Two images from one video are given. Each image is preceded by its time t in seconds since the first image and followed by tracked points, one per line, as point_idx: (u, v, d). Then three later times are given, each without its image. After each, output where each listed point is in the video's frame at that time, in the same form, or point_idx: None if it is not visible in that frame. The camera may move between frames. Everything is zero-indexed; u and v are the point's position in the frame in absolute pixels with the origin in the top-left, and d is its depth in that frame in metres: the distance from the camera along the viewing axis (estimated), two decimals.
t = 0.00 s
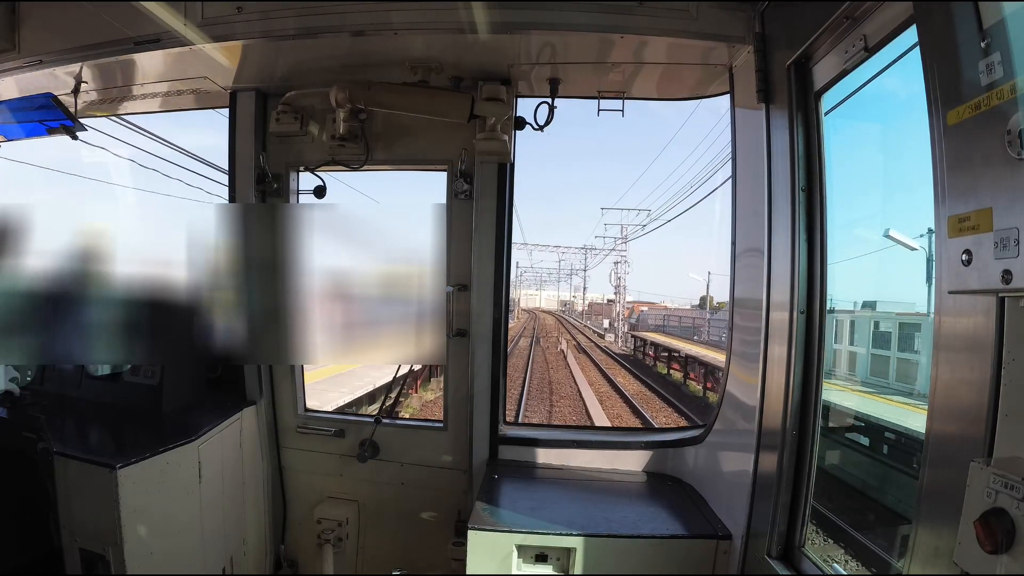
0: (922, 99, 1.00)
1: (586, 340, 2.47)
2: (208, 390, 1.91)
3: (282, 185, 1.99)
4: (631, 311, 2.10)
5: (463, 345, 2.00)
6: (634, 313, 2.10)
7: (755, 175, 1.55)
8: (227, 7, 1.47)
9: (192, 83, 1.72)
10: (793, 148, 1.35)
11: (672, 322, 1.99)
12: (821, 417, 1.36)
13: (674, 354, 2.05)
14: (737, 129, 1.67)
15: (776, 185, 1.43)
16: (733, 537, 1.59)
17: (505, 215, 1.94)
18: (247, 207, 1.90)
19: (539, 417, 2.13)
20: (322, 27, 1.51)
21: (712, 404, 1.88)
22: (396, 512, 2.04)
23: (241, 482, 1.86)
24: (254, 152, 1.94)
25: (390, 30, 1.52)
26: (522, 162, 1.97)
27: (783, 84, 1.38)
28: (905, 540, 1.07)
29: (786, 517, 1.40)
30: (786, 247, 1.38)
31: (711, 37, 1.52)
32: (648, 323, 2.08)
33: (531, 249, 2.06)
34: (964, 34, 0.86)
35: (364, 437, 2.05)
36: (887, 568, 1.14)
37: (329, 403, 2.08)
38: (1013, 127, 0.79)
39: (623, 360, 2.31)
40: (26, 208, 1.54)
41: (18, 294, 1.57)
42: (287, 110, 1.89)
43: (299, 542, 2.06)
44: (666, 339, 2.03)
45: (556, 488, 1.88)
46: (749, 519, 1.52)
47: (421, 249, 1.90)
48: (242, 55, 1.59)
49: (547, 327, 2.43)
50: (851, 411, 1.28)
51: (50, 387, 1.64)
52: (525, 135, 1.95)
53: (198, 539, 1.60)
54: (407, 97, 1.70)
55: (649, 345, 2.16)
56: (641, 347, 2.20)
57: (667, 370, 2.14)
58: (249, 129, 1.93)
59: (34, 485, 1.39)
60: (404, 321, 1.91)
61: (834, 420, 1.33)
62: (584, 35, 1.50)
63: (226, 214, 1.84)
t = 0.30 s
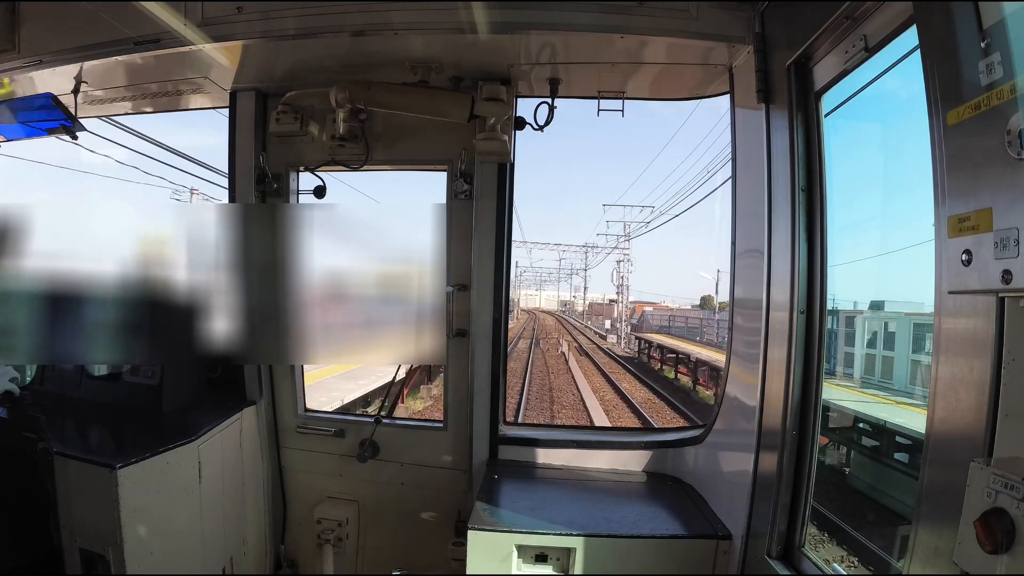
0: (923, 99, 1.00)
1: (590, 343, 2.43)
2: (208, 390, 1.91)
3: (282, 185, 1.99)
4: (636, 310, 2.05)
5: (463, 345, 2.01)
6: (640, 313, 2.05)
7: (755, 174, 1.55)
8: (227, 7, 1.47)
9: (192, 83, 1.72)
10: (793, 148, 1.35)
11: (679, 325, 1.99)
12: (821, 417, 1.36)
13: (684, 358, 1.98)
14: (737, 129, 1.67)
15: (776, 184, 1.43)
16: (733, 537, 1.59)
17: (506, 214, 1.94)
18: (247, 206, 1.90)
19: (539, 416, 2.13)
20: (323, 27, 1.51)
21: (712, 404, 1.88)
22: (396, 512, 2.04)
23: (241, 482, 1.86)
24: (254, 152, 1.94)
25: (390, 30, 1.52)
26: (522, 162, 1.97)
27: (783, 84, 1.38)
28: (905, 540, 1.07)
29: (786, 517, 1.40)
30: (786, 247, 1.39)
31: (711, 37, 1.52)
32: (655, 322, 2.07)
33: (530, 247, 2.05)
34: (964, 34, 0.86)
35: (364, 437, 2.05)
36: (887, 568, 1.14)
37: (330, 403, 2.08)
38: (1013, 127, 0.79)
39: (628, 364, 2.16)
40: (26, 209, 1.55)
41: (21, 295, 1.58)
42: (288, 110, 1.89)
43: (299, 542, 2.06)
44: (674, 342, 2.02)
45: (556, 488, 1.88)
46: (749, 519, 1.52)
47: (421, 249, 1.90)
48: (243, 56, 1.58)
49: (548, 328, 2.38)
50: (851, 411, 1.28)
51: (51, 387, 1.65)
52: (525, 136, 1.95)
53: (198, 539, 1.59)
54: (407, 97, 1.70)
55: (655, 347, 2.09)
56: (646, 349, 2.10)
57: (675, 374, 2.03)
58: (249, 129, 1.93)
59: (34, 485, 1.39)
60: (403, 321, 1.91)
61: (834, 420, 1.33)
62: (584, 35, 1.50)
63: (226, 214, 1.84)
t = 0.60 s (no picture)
0: (922, 100, 1.00)
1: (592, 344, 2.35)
2: (208, 390, 1.91)
3: (282, 185, 1.99)
4: (642, 310, 2.04)
5: (463, 345, 2.01)
6: (637, 314, 2.06)
7: (756, 174, 1.55)
8: (227, 7, 1.47)
9: (192, 84, 1.72)
10: (793, 148, 1.35)
11: (687, 327, 1.95)
12: (821, 418, 1.36)
13: (691, 362, 1.96)
14: (737, 129, 1.66)
15: (776, 185, 1.43)
16: (733, 537, 1.59)
17: (506, 213, 1.94)
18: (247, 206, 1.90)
19: (539, 416, 2.13)
20: (323, 27, 1.51)
21: (711, 405, 1.89)
22: (396, 513, 2.04)
23: (241, 482, 1.85)
24: (254, 152, 1.94)
25: (391, 30, 1.52)
26: (522, 161, 1.97)
27: (783, 84, 1.38)
28: (905, 540, 1.08)
29: (786, 517, 1.40)
30: (786, 247, 1.39)
31: (711, 37, 1.52)
32: (660, 323, 2.01)
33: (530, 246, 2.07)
34: (963, 34, 0.86)
35: (364, 437, 2.05)
36: (887, 568, 1.14)
37: (329, 403, 2.07)
38: (1013, 127, 0.79)
39: (631, 367, 2.10)
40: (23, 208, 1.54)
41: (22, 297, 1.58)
42: (288, 110, 1.89)
43: (299, 542, 2.06)
44: (680, 344, 1.96)
45: (556, 488, 1.88)
46: (749, 519, 1.52)
47: (421, 249, 1.90)
48: (243, 55, 1.59)
49: (548, 329, 2.35)
50: (851, 411, 1.28)
51: (50, 387, 1.66)
52: (525, 136, 1.95)
53: (198, 539, 1.59)
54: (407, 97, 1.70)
55: (661, 350, 1.99)
56: (651, 351, 2.02)
57: (684, 379, 2.01)
58: (249, 129, 1.93)
59: (34, 484, 1.39)
60: (403, 321, 1.90)
61: (834, 420, 1.33)
62: (584, 35, 1.50)
63: (226, 214, 1.84)
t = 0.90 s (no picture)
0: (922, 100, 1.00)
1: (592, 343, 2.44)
2: (208, 390, 1.90)
3: (282, 185, 1.99)
4: (645, 310, 2.05)
5: (463, 346, 2.01)
6: (637, 314, 2.07)
7: (756, 174, 1.55)
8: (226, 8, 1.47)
9: (191, 84, 1.72)
10: (793, 148, 1.35)
11: (689, 330, 1.94)
12: (821, 418, 1.36)
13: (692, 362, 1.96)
14: (737, 128, 1.66)
15: (776, 185, 1.43)
16: (733, 537, 1.59)
17: (505, 211, 1.94)
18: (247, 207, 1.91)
19: (539, 416, 2.13)
20: (322, 27, 1.51)
21: (712, 405, 1.88)
22: (396, 513, 2.04)
23: (241, 483, 1.85)
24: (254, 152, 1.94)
25: (390, 31, 1.52)
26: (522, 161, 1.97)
27: (783, 84, 1.38)
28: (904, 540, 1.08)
29: (786, 517, 1.40)
30: (786, 247, 1.39)
31: (711, 37, 1.52)
32: (666, 327, 2.00)
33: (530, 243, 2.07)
34: (963, 35, 0.86)
35: (364, 438, 2.05)
36: (887, 568, 1.14)
37: (329, 403, 2.08)
38: (1013, 125, 0.79)
39: (637, 372, 2.13)
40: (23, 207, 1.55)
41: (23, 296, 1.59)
42: (287, 110, 1.87)
43: (299, 542, 2.07)
44: (688, 347, 1.94)
45: (556, 488, 1.88)
46: (749, 519, 1.52)
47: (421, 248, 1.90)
48: (242, 56, 1.59)
49: (547, 330, 2.47)
50: (851, 411, 1.28)
51: (50, 388, 1.65)
52: (525, 136, 1.95)
53: (198, 540, 1.59)
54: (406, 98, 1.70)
55: (669, 353, 2.00)
56: (655, 354, 2.05)
57: (695, 386, 1.97)
58: (249, 130, 1.93)
59: (34, 485, 1.39)
60: (401, 323, 1.90)
61: (834, 420, 1.33)
62: (583, 35, 1.50)
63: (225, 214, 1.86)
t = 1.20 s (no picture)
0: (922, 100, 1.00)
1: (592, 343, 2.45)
2: (208, 390, 1.91)
3: (282, 185, 2.01)
4: (648, 311, 2.05)
5: (463, 346, 2.00)
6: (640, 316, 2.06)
7: (755, 174, 1.55)
8: (227, 8, 1.46)
9: (191, 84, 1.71)
10: (793, 148, 1.35)
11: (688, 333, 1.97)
12: (821, 417, 1.36)
13: (692, 362, 1.97)
14: (737, 128, 1.66)
15: (776, 185, 1.43)
16: (733, 537, 1.59)
17: (505, 209, 1.94)
18: (247, 209, 1.94)
19: (538, 416, 2.13)
20: (322, 27, 1.51)
21: (712, 405, 1.88)
22: (397, 513, 2.04)
23: (241, 484, 1.86)
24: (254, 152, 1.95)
25: (390, 30, 1.52)
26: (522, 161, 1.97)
27: (783, 84, 1.38)
28: (904, 540, 1.08)
29: (786, 517, 1.40)
30: (786, 247, 1.39)
31: (710, 37, 1.52)
32: (671, 328, 2.03)
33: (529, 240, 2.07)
34: (963, 34, 0.86)
35: (364, 438, 2.05)
36: (887, 568, 1.14)
37: (330, 403, 2.10)
38: (1012, 125, 0.80)
39: (645, 377, 2.16)
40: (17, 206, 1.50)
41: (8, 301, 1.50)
42: (287, 110, 1.88)
43: (300, 542, 2.07)
44: (692, 349, 1.95)
45: (556, 487, 1.88)
46: (749, 519, 1.52)
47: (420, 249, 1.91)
48: (242, 56, 1.60)
49: (549, 330, 2.48)
50: (851, 410, 1.28)
51: (50, 388, 1.63)
52: (525, 136, 1.95)
53: (198, 541, 1.58)
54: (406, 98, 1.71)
55: (676, 356, 2.03)
56: (661, 357, 2.10)
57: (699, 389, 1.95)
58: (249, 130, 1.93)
59: (34, 485, 1.37)
60: (399, 317, 2.02)
61: (834, 420, 1.33)
62: (583, 34, 1.50)
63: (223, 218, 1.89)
